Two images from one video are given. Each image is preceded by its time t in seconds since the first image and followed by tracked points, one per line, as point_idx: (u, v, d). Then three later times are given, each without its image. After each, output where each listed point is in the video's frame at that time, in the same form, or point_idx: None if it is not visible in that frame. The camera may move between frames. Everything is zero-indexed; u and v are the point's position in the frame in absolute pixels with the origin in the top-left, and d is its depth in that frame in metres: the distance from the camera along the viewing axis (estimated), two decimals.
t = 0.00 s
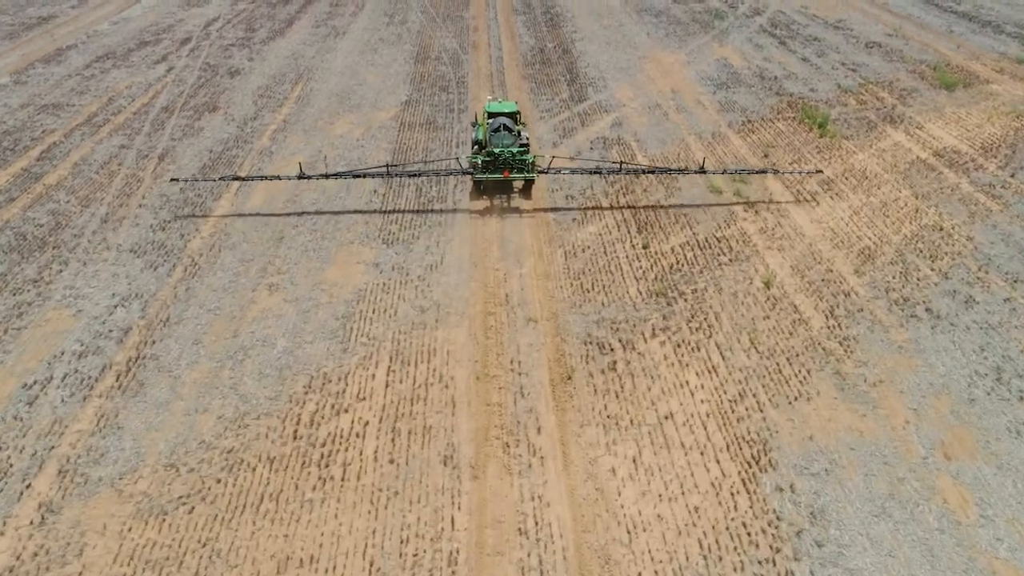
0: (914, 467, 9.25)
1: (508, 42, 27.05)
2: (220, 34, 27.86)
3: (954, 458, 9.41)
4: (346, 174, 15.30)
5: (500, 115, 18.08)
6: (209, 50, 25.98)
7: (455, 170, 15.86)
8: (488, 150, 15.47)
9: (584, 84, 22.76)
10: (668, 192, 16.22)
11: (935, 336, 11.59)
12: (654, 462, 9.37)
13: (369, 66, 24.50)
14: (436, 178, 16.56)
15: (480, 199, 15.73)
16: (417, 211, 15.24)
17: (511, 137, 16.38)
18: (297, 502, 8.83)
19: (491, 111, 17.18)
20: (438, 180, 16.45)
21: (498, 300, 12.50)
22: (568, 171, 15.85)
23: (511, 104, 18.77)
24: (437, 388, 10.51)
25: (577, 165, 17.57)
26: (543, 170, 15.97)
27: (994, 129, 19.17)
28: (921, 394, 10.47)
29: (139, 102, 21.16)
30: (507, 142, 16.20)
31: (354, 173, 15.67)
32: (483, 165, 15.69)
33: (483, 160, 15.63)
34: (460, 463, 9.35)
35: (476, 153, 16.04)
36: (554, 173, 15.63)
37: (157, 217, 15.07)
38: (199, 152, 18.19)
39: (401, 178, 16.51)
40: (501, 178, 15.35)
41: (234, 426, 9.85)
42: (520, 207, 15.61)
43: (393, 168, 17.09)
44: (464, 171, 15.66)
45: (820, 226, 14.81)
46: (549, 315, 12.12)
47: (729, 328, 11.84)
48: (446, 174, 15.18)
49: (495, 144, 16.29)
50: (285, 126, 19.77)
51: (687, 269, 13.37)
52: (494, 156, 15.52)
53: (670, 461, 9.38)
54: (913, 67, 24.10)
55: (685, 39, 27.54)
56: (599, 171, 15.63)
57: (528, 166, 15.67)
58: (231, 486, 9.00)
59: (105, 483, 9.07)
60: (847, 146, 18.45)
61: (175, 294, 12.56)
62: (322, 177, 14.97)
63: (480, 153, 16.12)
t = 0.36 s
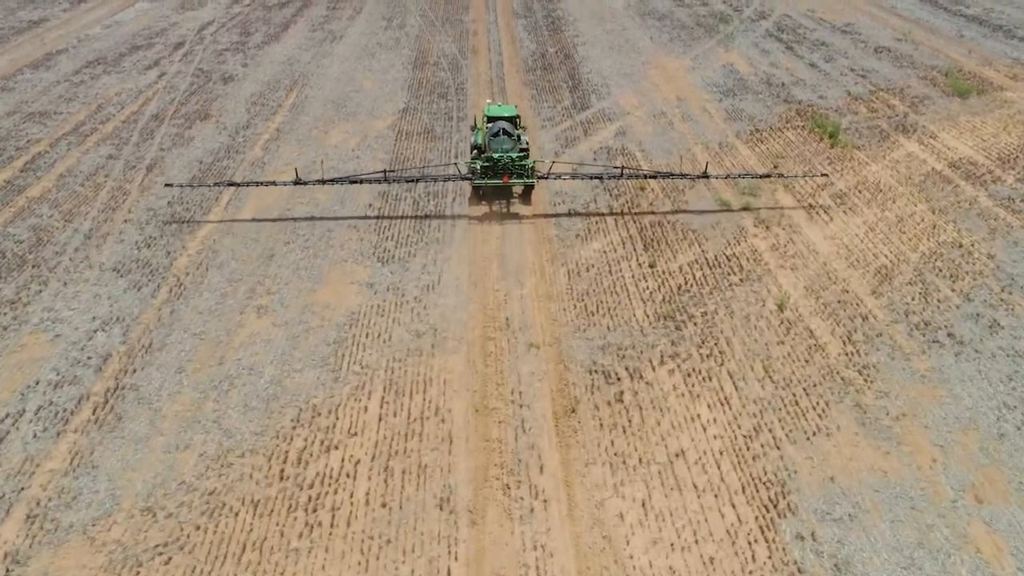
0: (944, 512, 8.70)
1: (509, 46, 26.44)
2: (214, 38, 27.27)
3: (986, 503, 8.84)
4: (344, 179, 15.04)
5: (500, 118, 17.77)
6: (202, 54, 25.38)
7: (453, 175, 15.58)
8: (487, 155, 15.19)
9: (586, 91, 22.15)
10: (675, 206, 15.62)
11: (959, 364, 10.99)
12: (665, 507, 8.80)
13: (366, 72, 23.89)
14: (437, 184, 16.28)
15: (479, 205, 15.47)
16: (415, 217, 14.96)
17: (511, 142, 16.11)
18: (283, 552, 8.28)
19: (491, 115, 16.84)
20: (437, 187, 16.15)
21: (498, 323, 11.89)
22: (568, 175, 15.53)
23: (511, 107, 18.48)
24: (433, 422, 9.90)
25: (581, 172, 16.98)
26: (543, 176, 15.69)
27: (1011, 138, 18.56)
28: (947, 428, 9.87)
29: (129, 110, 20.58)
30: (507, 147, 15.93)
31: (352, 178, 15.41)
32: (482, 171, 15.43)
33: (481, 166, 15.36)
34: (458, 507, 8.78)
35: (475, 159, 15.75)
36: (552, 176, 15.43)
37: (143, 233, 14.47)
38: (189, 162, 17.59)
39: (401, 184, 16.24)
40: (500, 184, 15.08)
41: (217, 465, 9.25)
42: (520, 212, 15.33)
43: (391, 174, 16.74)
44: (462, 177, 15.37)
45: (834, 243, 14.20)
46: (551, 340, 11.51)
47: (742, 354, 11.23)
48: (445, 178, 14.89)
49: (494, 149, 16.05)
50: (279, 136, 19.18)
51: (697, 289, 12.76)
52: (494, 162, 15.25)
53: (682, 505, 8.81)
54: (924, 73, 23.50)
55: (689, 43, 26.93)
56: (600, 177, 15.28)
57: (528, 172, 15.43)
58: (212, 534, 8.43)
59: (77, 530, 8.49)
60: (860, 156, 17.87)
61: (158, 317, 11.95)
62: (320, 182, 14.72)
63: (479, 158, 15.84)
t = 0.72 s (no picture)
0: (977, 563, 8.17)
1: (509, 51, 25.86)
2: (208, 42, 26.71)
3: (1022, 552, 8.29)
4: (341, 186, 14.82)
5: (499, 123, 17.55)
6: (195, 60, 24.79)
7: (452, 182, 15.35)
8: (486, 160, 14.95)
9: (589, 98, 21.58)
10: (682, 222, 15.01)
11: (986, 396, 10.41)
12: (677, 557, 8.25)
13: (363, 78, 23.30)
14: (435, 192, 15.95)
15: (478, 211, 15.24)
16: (412, 230, 14.49)
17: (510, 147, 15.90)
18: None
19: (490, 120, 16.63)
20: (436, 194, 15.82)
21: (498, 349, 11.29)
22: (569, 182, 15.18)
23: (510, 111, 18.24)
24: (429, 459, 9.32)
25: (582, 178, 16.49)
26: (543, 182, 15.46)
27: None
28: (977, 467, 9.28)
29: (118, 118, 19.98)
30: (506, 152, 15.71)
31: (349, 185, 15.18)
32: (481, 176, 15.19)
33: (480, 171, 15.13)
34: (457, 557, 8.22)
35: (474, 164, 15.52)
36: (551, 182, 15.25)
37: (127, 250, 13.86)
38: (179, 174, 17.01)
39: (399, 192, 15.94)
40: (500, 189, 14.85)
41: (198, 509, 8.71)
42: (520, 219, 15.14)
43: (389, 180, 16.51)
44: (461, 182, 15.13)
45: (849, 261, 13.60)
46: (554, 367, 10.91)
47: (757, 383, 10.63)
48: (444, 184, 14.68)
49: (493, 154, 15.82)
50: (272, 146, 18.62)
51: (706, 311, 12.17)
52: (493, 167, 15.02)
53: (696, 554, 8.25)
54: (935, 79, 22.93)
55: (694, 48, 26.35)
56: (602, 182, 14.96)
57: (527, 176, 15.17)
58: None
59: None
60: (872, 167, 17.28)
61: (140, 343, 11.35)
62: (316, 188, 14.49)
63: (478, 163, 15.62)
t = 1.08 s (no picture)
0: None
1: (510, 56, 25.28)
2: (202, 47, 26.13)
3: None
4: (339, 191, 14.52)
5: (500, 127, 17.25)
6: (188, 65, 24.20)
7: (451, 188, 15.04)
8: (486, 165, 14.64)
9: (592, 105, 20.99)
10: (690, 238, 14.40)
11: (1017, 431, 9.81)
12: None
13: (360, 84, 22.72)
14: (435, 203, 15.53)
15: (478, 217, 14.99)
16: (409, 248, 13.91)
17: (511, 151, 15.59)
18: None
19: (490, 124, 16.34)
20: (435, 206, 15.38)
21: (498, 379, 10.68)
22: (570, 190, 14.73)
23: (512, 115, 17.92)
24: (426, 503, 8.76)
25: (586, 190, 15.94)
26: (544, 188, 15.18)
27: None
28: (1011, 512, 8.69)
29: (107, 126, 19.40)
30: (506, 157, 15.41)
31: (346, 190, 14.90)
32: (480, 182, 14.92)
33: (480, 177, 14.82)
34: None
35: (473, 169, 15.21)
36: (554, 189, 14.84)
37: (111, 269, 13.26)
38: (168, 186, 16.41)
39: (397, 203, 15.48)
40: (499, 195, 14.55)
41: (177, 560, 8.17)
42: (520, 224, 14.89)
43: (387, 185, 16.20)
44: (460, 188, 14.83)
45: (866, 281, 12.99)
46: (559, 398, 10.31)
47: (773, 416, 10.03)
48: (442, 189, 14.41)
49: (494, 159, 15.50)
50: (265, 157, 18.04)
51: (718, 336, 11.56)
52: (493, 173, 14.73)
53: None
54: (947, 86, 22.35)
55: (699, 53, 25.76)
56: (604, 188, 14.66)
57: (528, 182, 14.86)
58: None
59: None
60: (886, 180, 16.68)
61: (121, 372, 10.76)
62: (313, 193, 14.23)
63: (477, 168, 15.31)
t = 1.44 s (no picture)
0: None
1: (511, 61, 24.69)
2: (195, 52, 25.53)
3: None
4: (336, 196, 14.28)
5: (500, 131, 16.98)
6: (180, 71, 23.60)
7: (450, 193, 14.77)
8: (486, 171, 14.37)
9: (595, 113, 20.40)
10: (699, 256, 13.81)
11: None
12: None
13: (356, 90, 22.13)
14: (433, 216, 14.96)
15: (478, 222, 14.74)
16: (405, 266, 13.32)
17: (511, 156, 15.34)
18: None
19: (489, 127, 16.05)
20: (434, 219, 14.85)
21: (499, 412, 10.09)
22: (571, 195, 14.52)
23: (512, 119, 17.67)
24: (423, 554, 8.21)
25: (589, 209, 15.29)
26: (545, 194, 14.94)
27: None
28: None
29: (94, 135, 18.79)
30: (506, 162, 15.15)
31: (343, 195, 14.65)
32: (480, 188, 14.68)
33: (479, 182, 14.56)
34: None
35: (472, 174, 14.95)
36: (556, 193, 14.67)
37: (93, 289, 12.65)
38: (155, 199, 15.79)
39: (394, 218, 14.91)
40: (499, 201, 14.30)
41: None
42: (521, 230, 14.64)
43: (384, 190, 15.91)
44: (459, 194, 14.57)
45: (885, 303, 12.39)
46: (564, 434, 9.72)
47: (792, 454, 9.43)
48: (441, 195, 14.15)
49: (493, 164, 15.22)
50: (257, 168, 17.45)
51: (731, 364, 10.96)
52: (492, 178, 14.49)
53: None
54: (960, 93, 21.78)
55: (704, 58, 25.17)
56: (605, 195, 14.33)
57: (528, 188, 14.61)
58: None
59: None
60: (901, 192, 16.08)
61: (99, 404, 10.16)
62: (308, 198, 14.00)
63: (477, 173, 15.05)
